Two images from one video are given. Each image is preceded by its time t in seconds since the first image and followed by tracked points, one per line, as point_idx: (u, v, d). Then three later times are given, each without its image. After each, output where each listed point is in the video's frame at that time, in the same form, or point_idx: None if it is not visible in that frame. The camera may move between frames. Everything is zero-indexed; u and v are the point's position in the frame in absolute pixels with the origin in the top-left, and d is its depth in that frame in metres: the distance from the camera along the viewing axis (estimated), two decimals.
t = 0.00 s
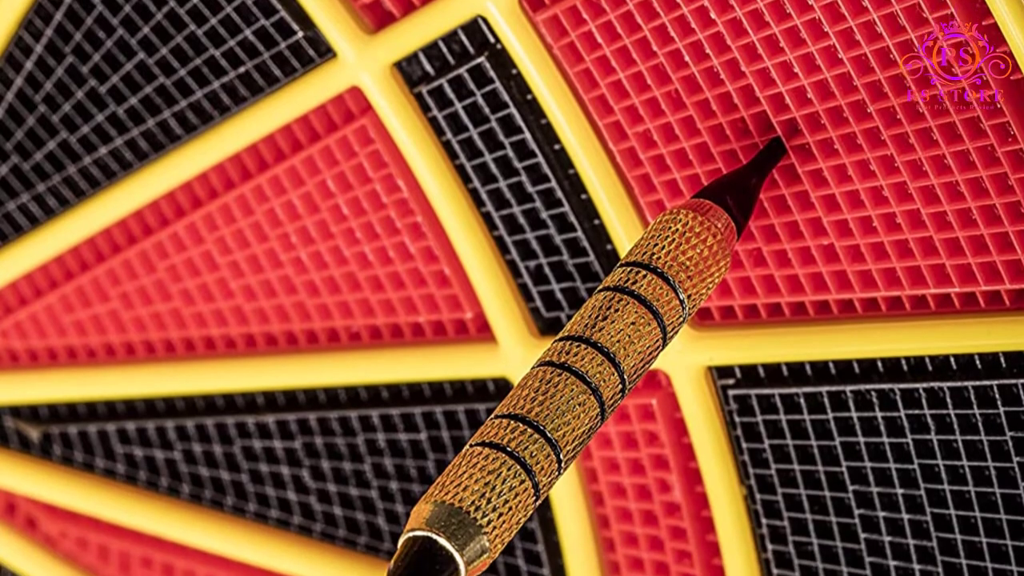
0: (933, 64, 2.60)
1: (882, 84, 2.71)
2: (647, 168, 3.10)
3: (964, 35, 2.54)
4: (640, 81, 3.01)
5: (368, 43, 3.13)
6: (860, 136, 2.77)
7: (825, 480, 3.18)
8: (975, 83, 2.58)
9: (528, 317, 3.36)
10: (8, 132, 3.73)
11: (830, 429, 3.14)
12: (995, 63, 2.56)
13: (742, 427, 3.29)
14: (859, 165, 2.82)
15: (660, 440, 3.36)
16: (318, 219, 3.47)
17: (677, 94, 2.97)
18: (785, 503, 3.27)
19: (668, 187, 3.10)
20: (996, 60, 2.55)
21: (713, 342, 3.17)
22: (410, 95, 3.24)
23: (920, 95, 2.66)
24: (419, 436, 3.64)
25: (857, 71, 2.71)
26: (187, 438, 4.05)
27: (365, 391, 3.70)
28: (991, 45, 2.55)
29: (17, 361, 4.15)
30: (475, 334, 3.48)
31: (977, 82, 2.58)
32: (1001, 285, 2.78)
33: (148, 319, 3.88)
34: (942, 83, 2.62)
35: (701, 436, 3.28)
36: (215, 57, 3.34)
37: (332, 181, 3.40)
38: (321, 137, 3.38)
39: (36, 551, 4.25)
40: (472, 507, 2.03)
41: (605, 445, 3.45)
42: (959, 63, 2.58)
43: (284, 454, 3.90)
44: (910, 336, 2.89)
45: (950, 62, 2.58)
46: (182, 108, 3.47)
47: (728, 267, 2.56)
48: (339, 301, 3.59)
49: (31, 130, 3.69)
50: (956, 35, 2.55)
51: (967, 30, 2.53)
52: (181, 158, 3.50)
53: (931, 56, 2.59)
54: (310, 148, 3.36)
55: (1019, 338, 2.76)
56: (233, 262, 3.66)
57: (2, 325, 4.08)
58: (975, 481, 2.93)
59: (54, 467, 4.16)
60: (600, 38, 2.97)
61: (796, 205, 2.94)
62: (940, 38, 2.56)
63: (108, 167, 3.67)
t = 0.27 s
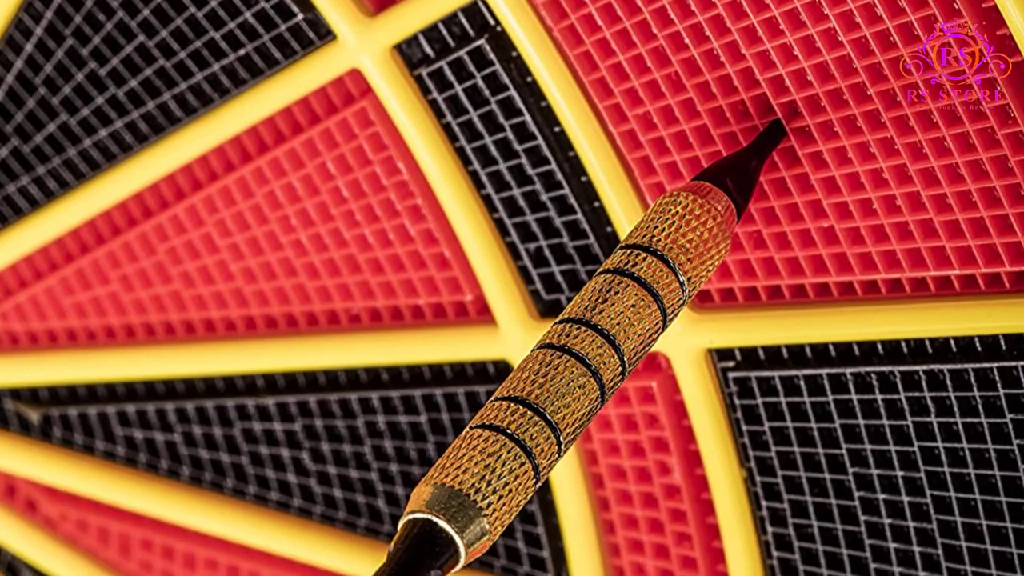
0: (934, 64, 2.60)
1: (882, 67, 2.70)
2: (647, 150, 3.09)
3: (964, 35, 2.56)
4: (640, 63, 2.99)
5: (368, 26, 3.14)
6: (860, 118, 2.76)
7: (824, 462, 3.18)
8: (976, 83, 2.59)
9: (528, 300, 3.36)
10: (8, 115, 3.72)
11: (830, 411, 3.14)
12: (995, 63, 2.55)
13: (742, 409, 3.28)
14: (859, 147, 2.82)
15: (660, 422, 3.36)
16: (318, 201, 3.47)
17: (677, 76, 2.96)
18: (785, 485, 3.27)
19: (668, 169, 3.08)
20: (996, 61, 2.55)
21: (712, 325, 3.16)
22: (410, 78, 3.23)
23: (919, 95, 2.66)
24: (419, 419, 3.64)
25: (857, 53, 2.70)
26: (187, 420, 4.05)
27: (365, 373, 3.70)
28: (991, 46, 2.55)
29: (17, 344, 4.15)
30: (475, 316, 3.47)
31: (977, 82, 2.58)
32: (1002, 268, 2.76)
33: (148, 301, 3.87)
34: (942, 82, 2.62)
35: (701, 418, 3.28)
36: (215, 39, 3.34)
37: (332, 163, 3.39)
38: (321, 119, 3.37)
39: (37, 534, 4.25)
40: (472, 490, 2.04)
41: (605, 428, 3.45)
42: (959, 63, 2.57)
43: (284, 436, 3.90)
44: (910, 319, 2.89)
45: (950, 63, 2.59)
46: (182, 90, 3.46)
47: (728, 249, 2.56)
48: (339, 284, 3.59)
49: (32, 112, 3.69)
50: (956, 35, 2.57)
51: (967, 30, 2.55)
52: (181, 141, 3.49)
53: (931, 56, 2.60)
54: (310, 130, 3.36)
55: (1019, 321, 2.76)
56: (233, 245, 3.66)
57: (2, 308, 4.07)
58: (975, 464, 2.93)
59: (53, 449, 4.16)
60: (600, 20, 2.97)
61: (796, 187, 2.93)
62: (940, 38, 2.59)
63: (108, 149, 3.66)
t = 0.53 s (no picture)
0: (934, 64, 2.62)
1: (882, 50, 2.69)
2: (647, 134, 3.07)
3: (964, 35, 2.57)
4: (640, 46, 2.97)
5: (368, 10, 3.15)
6: (860, 102, 2.74)
7: (824, 445, 3.19)
8: (975, 83, 2.60)
9: (528, 283, 3.35)
10: (8, 98, 3.72)
11: (830, 395, 3.14)
12: (995, 63, 2.56)
13: (742, 392, 3.28)
14: (859, 131, 2.80)
15: (660, 406, 3.36)
16: (318, 185, 3.46)
17: (677, 60, 2.95)
18: (785, 469, 3.27)
19: (668, 153, 3.07)
20: (996, 62, 2.56)
21: (712, 308, 3.16)
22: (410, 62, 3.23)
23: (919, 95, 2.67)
24: (419, 402, 3.64)
25: (857, 37, 2.69)
26: (187, 403, 4.05)
27: (365, 356, 3.70)
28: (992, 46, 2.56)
29: (17, 327, 4.14)
30: (475, 300, 3.45)
31: (977, 82, 2.60)
32: (1001, 251, 2.75)
33: (148, 284, 3.87)
34: (943, 82, 2.63)
35: (700, 401, 3.28)
36: (215, 23, 3.36)
37: (332, 147, 3.38)
38: (321, 103, 3.37)
39: (37, 517, 4.26)
40: (472, 473, 2.04)
41: (605, 411, 3.45)
42: (959, 63, 2.60)
43: (284, 420, 3.91)
44: (910, 302, 2.89)
45: (950, 63, 2.61)
46: (182, 74, 3.47)
47: (729, 233, 2.55)
48: (339, 268, 3.58)
49: (32, 96, 3.68)
50: (956, 35, 2.58)
51: (968, 30, 2.56)
52: (181, 124, 3.50)
53: (931, 55, 2.62)
54: (310, 113, 3.35)
55: (1019, 305, 2.75)
56: (233, 229, 3.65)
57: (2, 292, 4.06)
58: (975, 447, 2.94)
59: (53, 432, 4.16)
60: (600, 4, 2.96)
61: (796, 170, 2.92)
62: (941, 37, 2.59)
63: (108, 133, 3.66)
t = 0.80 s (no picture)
0: (933, 64, 2.62)
1: (882, 34, 2.67)
2: (647, 118, 3.06)
3: (964, 36, 2.58)
4: (640, 31, 2.96)
5: None
6: (859, 86, 2.73)
7: (825, 430, 3.19)
8: (975, 84, 2.60)
9: (528, 268, 3.34)
10: (8, 82, 3.70)
11: (830, 379, 3.14)
12: (994, 63, 2.56)
13: (742, 376, 3.28)
14: (859, 115, 2.78)
15: (660, 390, 3.37)
16: (318, 169, 3.45)
17: (677, 44, 2.93)
18: (785, 453, 3.28)
19: (668, 137, 3.06)
20: (996, 61, 2.56)
21: (712, 292, 3.15)
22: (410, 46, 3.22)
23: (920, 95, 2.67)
24: (419, 386, 3.64)
25: (857, 21, 2.67)
26: (187, 387, 4.06)
27: (365, 341, 3.70)
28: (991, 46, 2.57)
29: (17, 312, 4.14)
30: (475, 284, 3.45)
31: (977, 82, 2.59)
32: (1002, 236, 2.75)
33: (148, 269, 3.87)
34: (942, 82, 2.63)
35: (700, 385, 3.28)
36: (215, 7, 3.35)
37: (332, 131, 3.37)
38: (321, 87, 3.36)
39: (37, 502, 4.26)
40: (472, 458, 2.04)
41: (605, 395, 3.45)
42: (959, 63, 2.59)
43: (284, 404, 3.91)
44: (910, 287, 2.88)
45: (950, 63, 2.60)
46: (182, 58, 3.47)
47: (729, 217, 2.54)
48: (339, 252, 3.58)
49: (32, 80, 3.67)
50: (956, 35, 2.58)
51: (968, 30, 2.57)
52: (181, 108, 3.49)
53: (931, 56, 2.61)
54: (310, 98, 3.34)
55: (1019, 289, 2.75)
56: (233, 213, 3.64)
57: (3, 276, 4.06)
58: (976, 432, 2.94)
59: (54, 416, 4.16)
60: None
61: (796, 155, 2.91)
62: (941, 38, 2.60)
63: (108, 117, 3.65)
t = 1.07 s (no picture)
0: (934, 63, 2.64)
1: (882, 20, 2.66)
2: (647, 104, 3.05)
3: (964, 36, 2.58)
4: (640, 16, 2.95)
5: None
6: (859, 72, 2.72)
7: (825, 415, 3.19)
8: (975, 83, 2.61)
9: (528, 253, 3.34)
10: (8, 68, 3.68)
11: (830, 364, 3.14)
12: (995, 63, 2.58)
13: (742, 362, 3.28)
14: (859, 101, 2.78)
15: (660, 375, 3.37)
16: (318, 154, 3.44)
17: (677, 30, 2.92)
18: (785, 439, 3.28)
19: (668, 123, 3.05)
20: (996, 61, 2.57)
21: (712, 278, 3.14)
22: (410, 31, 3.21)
23: (920, 95, 2.69)
24: (419, 371, 3.64)
25: (857, 6, 2.66)
26: (187, 372, 4.06)
27: (365, 326, 3.69)
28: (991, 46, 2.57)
29: (17, 297, 4.13)
30: (475, 269, 3.45)
31: (977, 82, 2.61)
32: (1001, 221, 2.75)
33: (148, 254, 3.86)
34: (942, 83, 2.65)
35: (700, 371, 3.28)
36: None
37: (332, 117, 3.36)
38: (321, 72, 3.35)
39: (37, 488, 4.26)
40: (472, 443, 2.04)
41: (605, 380, 3.45)
42: (959, 63, 2.61)
43: (284, 389, 3.91)
44: (911, 272, 2.87)
45: (950, 62, 2.63)
46: (182, 44, 3.46)
47: (728, 203, 2.53)
48: (339, 237, 3.57)
49: (31, 66, 3.65)
50: (956, 35, 2.58)
51: (967, 31, 2.57)
52: (181, 94, 3.48)
53: (931, 55, 2.63)
54: (310, 83, 3.33)
55: (1020, 275, 2.74)
56: (233, 198, 3.64)
57: (2, 262, 4.05)
58: (976, 417, 2.94)
59: (54, 402, 4.17)
60: None
61: (796, 140, 2.90)
62: (940, 37, 2.60)
63: (108, 103, 3.65)
